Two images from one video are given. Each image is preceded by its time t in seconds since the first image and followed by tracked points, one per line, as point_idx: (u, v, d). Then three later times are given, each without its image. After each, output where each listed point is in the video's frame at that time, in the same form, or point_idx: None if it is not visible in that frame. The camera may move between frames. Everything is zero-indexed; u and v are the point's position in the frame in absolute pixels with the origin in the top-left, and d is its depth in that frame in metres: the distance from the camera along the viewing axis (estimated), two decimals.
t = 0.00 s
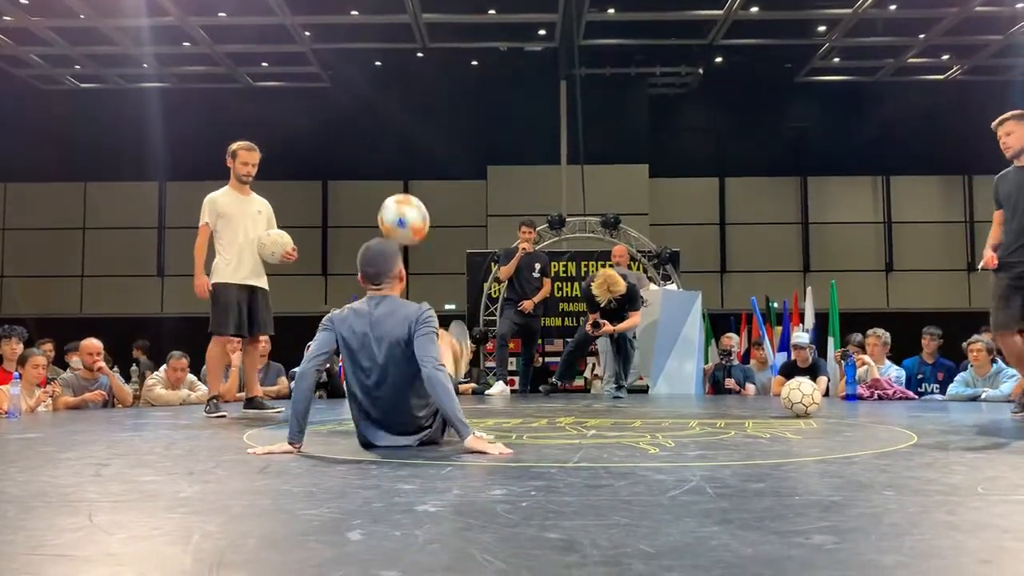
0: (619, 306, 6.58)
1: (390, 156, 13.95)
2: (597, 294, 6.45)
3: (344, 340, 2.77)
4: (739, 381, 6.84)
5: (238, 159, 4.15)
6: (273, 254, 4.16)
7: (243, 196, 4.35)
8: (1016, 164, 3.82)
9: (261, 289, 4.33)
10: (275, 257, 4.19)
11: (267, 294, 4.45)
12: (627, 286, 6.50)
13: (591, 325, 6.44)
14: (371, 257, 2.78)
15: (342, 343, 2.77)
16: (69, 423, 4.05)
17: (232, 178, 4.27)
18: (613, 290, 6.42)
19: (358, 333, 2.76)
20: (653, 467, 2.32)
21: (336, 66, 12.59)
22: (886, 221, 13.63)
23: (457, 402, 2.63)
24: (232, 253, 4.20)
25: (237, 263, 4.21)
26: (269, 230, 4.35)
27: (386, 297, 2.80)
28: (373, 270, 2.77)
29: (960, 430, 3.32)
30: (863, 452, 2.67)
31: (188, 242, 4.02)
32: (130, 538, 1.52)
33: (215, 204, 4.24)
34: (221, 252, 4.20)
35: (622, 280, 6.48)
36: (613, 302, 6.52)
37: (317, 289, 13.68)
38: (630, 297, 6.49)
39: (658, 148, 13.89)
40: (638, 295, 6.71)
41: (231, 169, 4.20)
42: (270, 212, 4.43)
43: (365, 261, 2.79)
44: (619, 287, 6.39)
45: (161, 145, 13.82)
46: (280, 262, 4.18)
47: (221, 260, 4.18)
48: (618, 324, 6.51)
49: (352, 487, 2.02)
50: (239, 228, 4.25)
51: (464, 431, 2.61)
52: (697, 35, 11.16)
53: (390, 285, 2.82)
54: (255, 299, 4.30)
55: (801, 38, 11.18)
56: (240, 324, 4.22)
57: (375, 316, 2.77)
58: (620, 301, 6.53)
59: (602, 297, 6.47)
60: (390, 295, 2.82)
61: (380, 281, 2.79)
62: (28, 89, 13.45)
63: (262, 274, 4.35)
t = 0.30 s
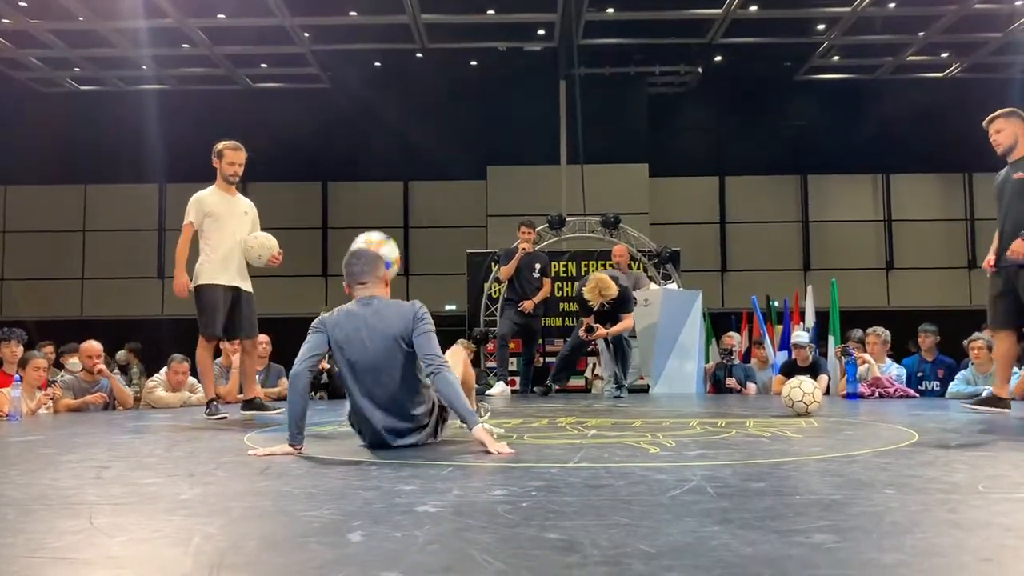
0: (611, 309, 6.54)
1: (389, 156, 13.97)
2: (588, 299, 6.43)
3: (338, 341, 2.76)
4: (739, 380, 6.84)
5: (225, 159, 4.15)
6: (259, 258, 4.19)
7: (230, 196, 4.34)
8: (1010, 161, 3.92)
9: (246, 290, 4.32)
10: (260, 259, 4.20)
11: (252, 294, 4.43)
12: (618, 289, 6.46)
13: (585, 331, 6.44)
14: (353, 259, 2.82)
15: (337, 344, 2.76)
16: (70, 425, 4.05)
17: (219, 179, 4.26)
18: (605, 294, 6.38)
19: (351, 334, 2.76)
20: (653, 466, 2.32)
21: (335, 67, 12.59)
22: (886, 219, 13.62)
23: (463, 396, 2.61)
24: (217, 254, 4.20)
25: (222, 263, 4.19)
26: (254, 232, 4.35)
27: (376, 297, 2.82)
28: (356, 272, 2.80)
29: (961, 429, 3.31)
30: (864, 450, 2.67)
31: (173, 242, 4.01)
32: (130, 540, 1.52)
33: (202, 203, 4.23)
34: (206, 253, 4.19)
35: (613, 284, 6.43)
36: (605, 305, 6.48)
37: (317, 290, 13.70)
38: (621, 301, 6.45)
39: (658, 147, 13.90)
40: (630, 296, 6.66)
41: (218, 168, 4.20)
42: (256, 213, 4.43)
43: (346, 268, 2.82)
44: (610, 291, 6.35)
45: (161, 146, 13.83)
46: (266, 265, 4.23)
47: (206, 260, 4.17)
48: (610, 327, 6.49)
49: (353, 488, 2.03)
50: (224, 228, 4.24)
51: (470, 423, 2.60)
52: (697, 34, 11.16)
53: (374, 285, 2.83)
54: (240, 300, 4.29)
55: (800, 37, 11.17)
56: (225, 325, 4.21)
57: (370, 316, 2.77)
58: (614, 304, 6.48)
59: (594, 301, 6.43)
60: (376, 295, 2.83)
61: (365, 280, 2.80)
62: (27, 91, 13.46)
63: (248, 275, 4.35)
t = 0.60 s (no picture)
0: (598, 310, 6.59)
1: (392, 158, 14.00)
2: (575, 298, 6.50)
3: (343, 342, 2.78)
4: (744, 380, 6.84)
5: (223, 162, 4.16)
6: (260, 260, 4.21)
7: (227, 197, 4.35)
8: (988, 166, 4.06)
9: (246, 291, 4.33)
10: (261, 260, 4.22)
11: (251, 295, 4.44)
12: (605, 289, 6.51)
13: (569, 329, 6.52)
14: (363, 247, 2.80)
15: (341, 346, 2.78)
16: (75, 428, 4.06)
17: (216, 180, 4.26)
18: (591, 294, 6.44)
19: (355, 336, 2.78)
20: (658, 468, 2.32)
21: (338, 69, 12.61)
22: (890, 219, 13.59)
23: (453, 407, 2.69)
24: (216, 255, 4.20)
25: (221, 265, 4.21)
26: (252, 233, 4.37)
27: (382, 300, 2.84)
28: (363, 273, 2.80)
29: (966, 428, 3.30)
30: (869, 450, 2.67)
31: (174, 244, 4.01)
32: (137, 543, 1.52)
33: (199, 204, 4.22)
34: (204, 253, 4.20)
35: (600, 283, 6.48)
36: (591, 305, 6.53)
37: (321, 292, 13.73)
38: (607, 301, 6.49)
39: (661, 148, 13.89)
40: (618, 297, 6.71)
41: (214, 170, 4.20)
42: (253, 215, 4.43)
43: (349, 262, 2.80)
44: (597, 290, 6.39)
45: (163, 148, 13.85)
46: (266, 268, 4.23)
47: (206, 262, 4.18)
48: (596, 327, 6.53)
49: (358, 490, 2.03)
50: (222, 228, 4.25)
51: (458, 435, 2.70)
52: (699, 35, 11.16)
53: (381, 287, 2.86)
54: (241, 301, 4.31)
55: (803, 36, 11.16)
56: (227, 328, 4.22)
57: (375, 319, 2.79)
58: (600, 304, 6.53)
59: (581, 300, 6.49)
60: (384, 297, 2.85)
61: (371, 283, 2.81)
62: (31, 95, 13.50)
63: (247, 277, 4.37)
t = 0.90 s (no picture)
0: (583, 311, 6.54)
1: (398, 159, 14.02)
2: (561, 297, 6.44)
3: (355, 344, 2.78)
4: (750, 380, 6.83)
5: (228, 165, 4.19)
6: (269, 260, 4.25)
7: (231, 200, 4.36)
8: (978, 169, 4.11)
9: (254, 291, 4.36)
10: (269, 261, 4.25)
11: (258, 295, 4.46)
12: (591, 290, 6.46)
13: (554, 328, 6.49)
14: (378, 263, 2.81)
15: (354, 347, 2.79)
16: (83, 430, 4.08)
17: (219, 183, 4.28)
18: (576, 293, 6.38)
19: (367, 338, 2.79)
20: (665, 468, 2.31)
21: (344, 71, 12.62)
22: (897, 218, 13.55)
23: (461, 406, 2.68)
24: (224, 254, 4.23)
25: (229, 267, 4.23)
26: (258, 234, 4.39)
27: (396, 304, 2.84)
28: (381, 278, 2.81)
29: (974, 428, 3.29)
30: (877, 450, 2.66)
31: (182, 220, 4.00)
32: (145, 544, 1.53)
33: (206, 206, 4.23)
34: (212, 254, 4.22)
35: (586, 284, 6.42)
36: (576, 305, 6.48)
37: (327, 293, 13.78)
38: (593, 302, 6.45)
39: (666, 148, 13.87)
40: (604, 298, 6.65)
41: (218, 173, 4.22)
42: (257, 216, 4.45)
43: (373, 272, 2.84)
44: (581, 290, 6.34)
45: (169, 149, 13.87)
46: (273, 268, 4.32)
47: (214, 263, 4.20)
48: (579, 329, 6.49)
49: (365, 491, 2.03)
50: (229, 230, 4.27)
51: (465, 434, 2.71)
52: (705, 34, 11.13)
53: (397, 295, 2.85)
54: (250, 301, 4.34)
55: (809, 35, 11.12)
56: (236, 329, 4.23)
57: (387, 320, 2.80)
58: (585, 305, 6.49)
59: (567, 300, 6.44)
60: (398, 303, 2.85)
61: (388, 287, 2.82)
62: (38, 98, 13.56)
63: (254, 277, 4.40)
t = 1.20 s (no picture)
0: (570, 313, 6.54)
1: (404, 160, 14.05)
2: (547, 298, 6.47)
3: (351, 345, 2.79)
4: (757, 382, 6.82)
5: (242, 168, 4.20)
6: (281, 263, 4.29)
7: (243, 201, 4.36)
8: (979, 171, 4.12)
9: (263, 292, 4.39)
10: (281, 263, 4.29)
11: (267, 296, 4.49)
12: (578, 292, 6.46)
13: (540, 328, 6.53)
14: (362, 261, 2.78)
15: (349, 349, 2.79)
16: (90, 431, 4.09)
17: (231, 185, 4.29)
18: (564, 296, 6.39)
19: (362, 338, 2.79)
20: (671, 469, 2.31)
21: (349, 73, 12.65)
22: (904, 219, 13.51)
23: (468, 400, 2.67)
24: (236, 255, 4.23)
25: (241, 268, 4.24)
26: (270, 236, 4.40)
27: (389, 302, 2.87)
28: (366, 276, 2.79)
29: (982, 429, 3.28)
30: (885, 451, 2.65)
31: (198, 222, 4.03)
32: (153, 544, 1.54)
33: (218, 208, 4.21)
34: (226, 254, 4.22)
35: (573, 287, 6.42)
36: (563, 306, 6.55)
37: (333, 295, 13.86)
38: (579, 305, 6.44)
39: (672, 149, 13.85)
40: (594, 301, 6.63)
41: (231, 176, 4.23)
42: (268, 218, 4.46)
43: (355, 270, 2.79)
44: (568, 293, 6.35)
45: (174, 150, 13.91)
46: (284, 270, 4.33)
47: (227, 265, 4.21)
48: (566, 331, 6.50)
49: (372, 492, 2.04)
50: (242, 230, 4.27)
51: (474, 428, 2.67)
52: (710, 35, 11.11)
53: (383, 289, 2.86)
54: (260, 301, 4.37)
55: (815, 36, 11.10)
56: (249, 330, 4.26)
57: (382, 320, 2.82)
58: (573, 307, 6.49)
59: (554, 301, 6.45)
60: (388, 299, 2.86)
61: (376, 284, 2.81)
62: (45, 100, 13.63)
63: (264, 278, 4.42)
